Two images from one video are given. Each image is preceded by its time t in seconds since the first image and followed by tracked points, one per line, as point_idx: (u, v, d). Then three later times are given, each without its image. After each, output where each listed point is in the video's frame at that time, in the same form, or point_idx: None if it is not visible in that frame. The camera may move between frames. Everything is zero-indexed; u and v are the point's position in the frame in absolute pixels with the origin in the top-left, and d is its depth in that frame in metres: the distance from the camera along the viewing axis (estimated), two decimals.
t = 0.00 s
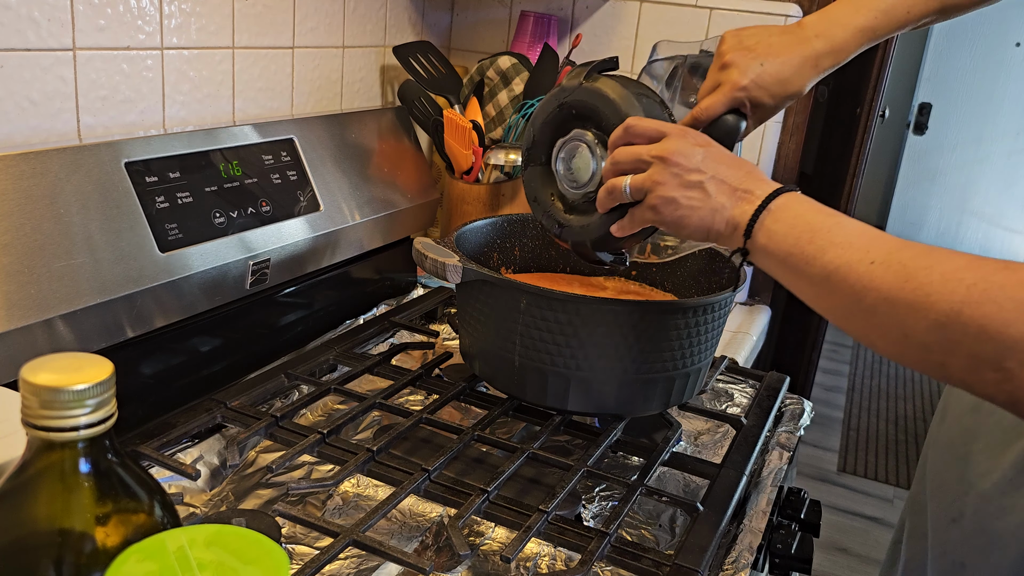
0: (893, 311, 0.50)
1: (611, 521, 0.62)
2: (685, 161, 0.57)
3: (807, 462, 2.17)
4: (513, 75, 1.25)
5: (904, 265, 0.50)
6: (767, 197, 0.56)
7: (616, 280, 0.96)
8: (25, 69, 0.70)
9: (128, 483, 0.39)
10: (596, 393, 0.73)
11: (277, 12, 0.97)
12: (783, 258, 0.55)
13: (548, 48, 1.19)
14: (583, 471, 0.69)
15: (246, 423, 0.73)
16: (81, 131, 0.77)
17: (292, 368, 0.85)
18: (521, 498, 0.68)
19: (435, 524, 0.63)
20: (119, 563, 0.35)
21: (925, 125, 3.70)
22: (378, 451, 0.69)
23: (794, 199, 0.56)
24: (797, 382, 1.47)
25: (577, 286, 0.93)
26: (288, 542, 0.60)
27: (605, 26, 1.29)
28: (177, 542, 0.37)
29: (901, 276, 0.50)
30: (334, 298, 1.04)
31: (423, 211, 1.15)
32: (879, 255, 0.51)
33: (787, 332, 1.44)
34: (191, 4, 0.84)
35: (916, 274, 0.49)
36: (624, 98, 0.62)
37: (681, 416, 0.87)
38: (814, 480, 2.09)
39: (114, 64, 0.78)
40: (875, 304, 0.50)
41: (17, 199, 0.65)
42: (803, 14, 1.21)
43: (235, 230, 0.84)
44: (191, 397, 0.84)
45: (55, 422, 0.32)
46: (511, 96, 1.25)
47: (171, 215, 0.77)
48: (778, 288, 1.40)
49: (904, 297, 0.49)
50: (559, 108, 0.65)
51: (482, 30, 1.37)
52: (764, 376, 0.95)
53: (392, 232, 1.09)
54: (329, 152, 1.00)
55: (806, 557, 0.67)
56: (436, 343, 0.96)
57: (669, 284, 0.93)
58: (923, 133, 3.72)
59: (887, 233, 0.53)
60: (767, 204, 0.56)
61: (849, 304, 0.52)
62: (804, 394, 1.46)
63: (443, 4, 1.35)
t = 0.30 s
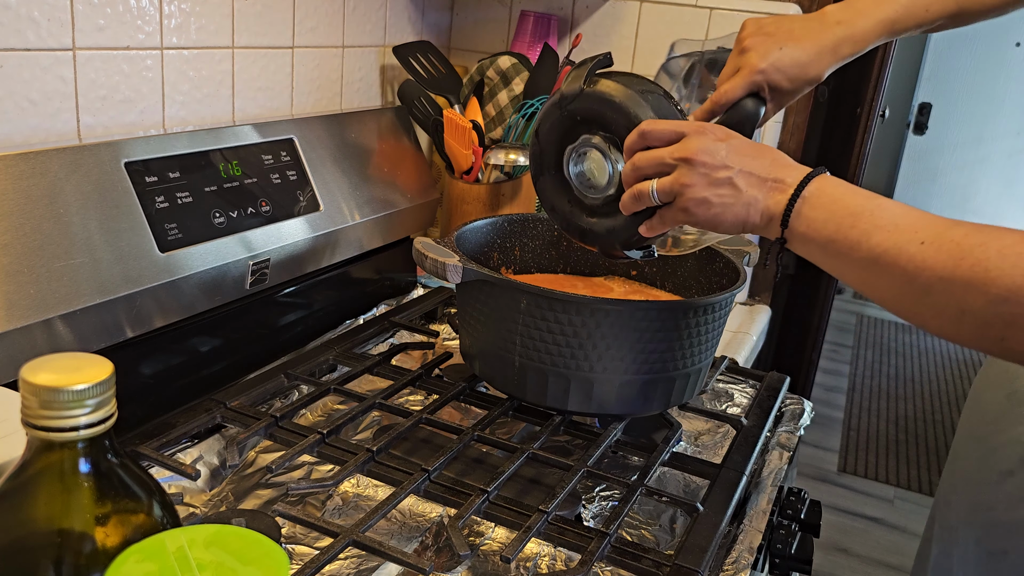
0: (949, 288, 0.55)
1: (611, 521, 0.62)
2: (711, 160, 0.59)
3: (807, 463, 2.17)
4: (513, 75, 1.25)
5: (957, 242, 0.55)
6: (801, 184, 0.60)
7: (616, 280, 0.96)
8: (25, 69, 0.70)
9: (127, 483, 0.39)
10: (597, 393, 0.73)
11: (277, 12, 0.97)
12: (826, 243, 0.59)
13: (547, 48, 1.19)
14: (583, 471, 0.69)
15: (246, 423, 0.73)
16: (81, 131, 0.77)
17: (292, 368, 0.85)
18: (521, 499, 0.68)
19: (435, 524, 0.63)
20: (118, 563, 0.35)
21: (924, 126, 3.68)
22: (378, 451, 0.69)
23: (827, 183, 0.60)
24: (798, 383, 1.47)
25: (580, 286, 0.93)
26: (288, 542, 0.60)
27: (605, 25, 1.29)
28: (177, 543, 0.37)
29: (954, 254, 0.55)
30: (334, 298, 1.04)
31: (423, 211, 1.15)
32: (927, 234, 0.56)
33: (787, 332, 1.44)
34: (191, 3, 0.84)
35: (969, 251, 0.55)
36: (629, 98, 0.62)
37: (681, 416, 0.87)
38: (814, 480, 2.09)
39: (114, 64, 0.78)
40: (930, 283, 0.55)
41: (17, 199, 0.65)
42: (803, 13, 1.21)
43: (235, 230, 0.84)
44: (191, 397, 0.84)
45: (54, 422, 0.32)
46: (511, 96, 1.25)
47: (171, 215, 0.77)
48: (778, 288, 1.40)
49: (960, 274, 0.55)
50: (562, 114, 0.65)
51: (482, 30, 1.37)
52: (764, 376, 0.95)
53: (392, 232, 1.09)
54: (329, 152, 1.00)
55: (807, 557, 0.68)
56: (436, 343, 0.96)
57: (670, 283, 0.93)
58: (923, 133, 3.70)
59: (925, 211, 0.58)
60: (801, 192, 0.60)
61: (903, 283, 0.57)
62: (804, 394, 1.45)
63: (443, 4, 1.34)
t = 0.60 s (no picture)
0: (992, 263, 0.58)
1: (611, 521, 0.62)
2: (713, 201, 0.62)
3: (807, 462, 2.17)
4: (513, 75, 1.25)
5: (985, 218, 0.58)
6: (810, 183, 0.62)
7: (616, 279, 0.96)
8: (25, 69, 0.70)
9: (127, 483, 0.39)
10: (597, 394, 0.73)
11: (277, 12, 0.97)
12: (851, 238, 0.63)
13: (547, 48, 1.19)
14: (583, 472, 0.69)
15: (246, 423, 0.73)
16: (81, 131, 0.77)
17: (292, 368, 0.85)
18: (521, 499, 0.68)
19: (435, 524, 0.63)
20: (118, 563, 0.35)
21: (924, 125, 3.73)
22: (379, 451, 0.69)
23: (836, 176, 0.62)
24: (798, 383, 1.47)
25: (581, 286, 0.93)
26: (288, 542, 0.60)
27: (605, 26, 1.29)
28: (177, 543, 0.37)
29: (985, 232, 0.58)
30: (334, 298, 1.04)
31: (423, 211, 1.15)
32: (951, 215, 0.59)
33: (788, 331, 1.44)
34: (191, 3, 0.84)
35: (999, 226, 0.57)
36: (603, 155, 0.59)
37: (681, 416, 0.87)
38: (814, 480, 2.09)
39: (114, 64, 0.78)
40: (968, 260, 0.58)
41: (16, 199, 0.64)
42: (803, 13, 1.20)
43: (235, 230, 0.84)
44: (192, 397, 0.84)
45: (54, 422, 0.32)
46: (511, 96, 1.25)
47: (171, 215, 0.77)
48: (778, 288, 1.40)
49: (995, 248, 0.57)
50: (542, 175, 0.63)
51: (482, 30, 1.37)
52: (764, 376, 0.95)
53: (392, 232, 1.09)
54: (329, 152, 1.00)
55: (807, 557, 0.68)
56: (436, 343, 0.96)
57: (671, 282, 0.93)
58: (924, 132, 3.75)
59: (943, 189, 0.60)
60: (811, 197, 0.62)
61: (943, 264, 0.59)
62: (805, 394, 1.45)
63: (443, 4, 1.35)
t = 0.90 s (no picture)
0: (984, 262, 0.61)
1: (611, 521, 0.62)
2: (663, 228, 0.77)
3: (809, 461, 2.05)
4: (513, 75, 1.25)
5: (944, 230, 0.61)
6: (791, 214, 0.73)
7: (616, 280, 0.96)
8: (24, 69, 0.70)
9: (126, 483, 0.39)
10: (596, 394, 0.73)
11: (278, 12, 0.97)
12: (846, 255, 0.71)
13: (548, 48, 1.20)
14: (583, 471, 0.69)
15: (246, 423, 0.73)
16: (81, 131, 0.77)
17: (292, 368, 0.85)
18: (521, 498, 0.68)
19: (435, 524, 0.63)
20: (118, 563, 0.35)
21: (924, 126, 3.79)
22: (379, 451, 0.69)
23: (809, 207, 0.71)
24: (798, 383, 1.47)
25: (581, 286, 0.93)
26: (288, 542, 0.60)
27: (606, 26, 1.29)
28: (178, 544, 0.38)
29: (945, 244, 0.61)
30: (335, 299, 1.04)
31: (424, 211, 1.16)
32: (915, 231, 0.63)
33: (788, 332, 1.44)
34: (191, 4, 0.84)
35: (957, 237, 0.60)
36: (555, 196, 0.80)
37: (681, 416, 0.87)
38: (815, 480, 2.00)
39: (114, 64, 0.78)
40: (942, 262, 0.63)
41: (16, 199, 0.65)
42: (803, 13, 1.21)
43: (235, 230, 0.84)
44: (192, 397, 0.84)
45: (54, 422, 0.32)
46: (511, 96, 1.26)
47: (171, 215, 0.77)
48: (778, 288, 1.40)
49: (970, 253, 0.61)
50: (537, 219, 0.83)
51: (482, 30, 1.37)
52: (764, 376, 0.95)
53: (392, 233, 1.09)
54: (329, 152, 1.00)
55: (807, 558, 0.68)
56: (436, 343, 0.96)
57: (671, 283, 0.93)
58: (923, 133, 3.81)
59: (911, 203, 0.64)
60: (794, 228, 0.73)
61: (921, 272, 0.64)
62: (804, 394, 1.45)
63: (443, 4, 1.35)
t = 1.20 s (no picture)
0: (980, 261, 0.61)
1: (611, 520, 0.63)
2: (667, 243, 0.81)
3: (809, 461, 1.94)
4: (513, 75, 1.25)
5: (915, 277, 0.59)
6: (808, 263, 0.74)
7: (616, 280, 0.96)
8: (25, 70, 0.70)
9: (127, 483, 0.39)
10: (596, 393, 0.73)
11: (278, 13, 0.97)
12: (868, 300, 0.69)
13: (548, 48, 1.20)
14: (583, 471, 0.69)
15: (246, 423, 0.73)
16: (82, 131, 0.77)
17: (293, 368, 0.85)
18: (521, 498, 0.68)
19: (435, 524, 0.64)
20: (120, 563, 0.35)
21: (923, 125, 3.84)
22: (379, 450, 0.70)
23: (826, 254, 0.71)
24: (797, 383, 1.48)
25: (581, 286, 0.93)
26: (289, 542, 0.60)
27: (605, 26, 1.29)
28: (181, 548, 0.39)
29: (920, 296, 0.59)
30: (335, 299, 1.04)
31: (424, 211, 1.16)
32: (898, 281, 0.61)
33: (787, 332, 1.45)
34: (192, 4, 0.85)
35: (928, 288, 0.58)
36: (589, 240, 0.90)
37: (680, 416, 0.87)
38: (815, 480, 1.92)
39: (115, 65, 0.78)
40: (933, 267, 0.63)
41: (17, 199, 0.65)
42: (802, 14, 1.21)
43: (235, 230, 0.84)
44: (193, 397, 0.84)
45: (56, 422, 0.32)
46: (511, 96, 1.26)
47: (172, 215, 0.77)
48: (777, 288, 1.40)
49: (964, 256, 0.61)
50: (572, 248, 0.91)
51: (482, 30, 1.37)
52: (763, 375, 0.95)
53: (392, 233, 1.09)
54: (330, 152, 1.00)
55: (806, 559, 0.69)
56: (436, 343, 0.96)
57: (670, 283, 0.93)
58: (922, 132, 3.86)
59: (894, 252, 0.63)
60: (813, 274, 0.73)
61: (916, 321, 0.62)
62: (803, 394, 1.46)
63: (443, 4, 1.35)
